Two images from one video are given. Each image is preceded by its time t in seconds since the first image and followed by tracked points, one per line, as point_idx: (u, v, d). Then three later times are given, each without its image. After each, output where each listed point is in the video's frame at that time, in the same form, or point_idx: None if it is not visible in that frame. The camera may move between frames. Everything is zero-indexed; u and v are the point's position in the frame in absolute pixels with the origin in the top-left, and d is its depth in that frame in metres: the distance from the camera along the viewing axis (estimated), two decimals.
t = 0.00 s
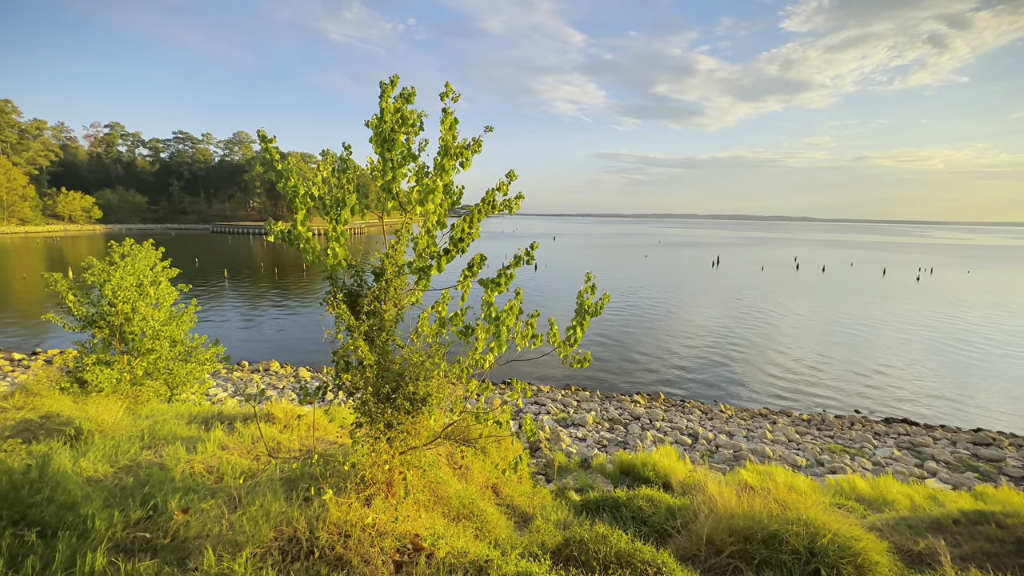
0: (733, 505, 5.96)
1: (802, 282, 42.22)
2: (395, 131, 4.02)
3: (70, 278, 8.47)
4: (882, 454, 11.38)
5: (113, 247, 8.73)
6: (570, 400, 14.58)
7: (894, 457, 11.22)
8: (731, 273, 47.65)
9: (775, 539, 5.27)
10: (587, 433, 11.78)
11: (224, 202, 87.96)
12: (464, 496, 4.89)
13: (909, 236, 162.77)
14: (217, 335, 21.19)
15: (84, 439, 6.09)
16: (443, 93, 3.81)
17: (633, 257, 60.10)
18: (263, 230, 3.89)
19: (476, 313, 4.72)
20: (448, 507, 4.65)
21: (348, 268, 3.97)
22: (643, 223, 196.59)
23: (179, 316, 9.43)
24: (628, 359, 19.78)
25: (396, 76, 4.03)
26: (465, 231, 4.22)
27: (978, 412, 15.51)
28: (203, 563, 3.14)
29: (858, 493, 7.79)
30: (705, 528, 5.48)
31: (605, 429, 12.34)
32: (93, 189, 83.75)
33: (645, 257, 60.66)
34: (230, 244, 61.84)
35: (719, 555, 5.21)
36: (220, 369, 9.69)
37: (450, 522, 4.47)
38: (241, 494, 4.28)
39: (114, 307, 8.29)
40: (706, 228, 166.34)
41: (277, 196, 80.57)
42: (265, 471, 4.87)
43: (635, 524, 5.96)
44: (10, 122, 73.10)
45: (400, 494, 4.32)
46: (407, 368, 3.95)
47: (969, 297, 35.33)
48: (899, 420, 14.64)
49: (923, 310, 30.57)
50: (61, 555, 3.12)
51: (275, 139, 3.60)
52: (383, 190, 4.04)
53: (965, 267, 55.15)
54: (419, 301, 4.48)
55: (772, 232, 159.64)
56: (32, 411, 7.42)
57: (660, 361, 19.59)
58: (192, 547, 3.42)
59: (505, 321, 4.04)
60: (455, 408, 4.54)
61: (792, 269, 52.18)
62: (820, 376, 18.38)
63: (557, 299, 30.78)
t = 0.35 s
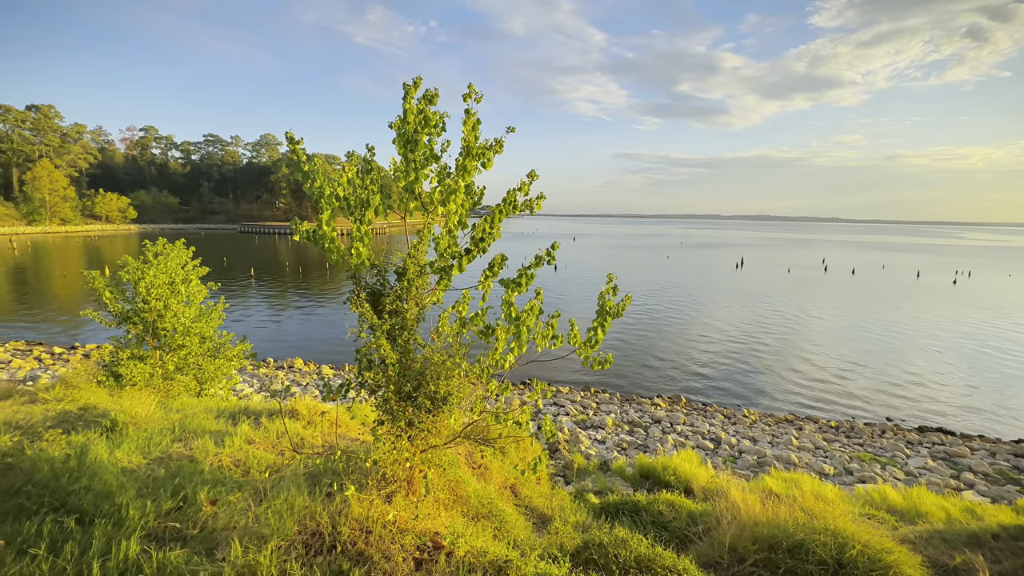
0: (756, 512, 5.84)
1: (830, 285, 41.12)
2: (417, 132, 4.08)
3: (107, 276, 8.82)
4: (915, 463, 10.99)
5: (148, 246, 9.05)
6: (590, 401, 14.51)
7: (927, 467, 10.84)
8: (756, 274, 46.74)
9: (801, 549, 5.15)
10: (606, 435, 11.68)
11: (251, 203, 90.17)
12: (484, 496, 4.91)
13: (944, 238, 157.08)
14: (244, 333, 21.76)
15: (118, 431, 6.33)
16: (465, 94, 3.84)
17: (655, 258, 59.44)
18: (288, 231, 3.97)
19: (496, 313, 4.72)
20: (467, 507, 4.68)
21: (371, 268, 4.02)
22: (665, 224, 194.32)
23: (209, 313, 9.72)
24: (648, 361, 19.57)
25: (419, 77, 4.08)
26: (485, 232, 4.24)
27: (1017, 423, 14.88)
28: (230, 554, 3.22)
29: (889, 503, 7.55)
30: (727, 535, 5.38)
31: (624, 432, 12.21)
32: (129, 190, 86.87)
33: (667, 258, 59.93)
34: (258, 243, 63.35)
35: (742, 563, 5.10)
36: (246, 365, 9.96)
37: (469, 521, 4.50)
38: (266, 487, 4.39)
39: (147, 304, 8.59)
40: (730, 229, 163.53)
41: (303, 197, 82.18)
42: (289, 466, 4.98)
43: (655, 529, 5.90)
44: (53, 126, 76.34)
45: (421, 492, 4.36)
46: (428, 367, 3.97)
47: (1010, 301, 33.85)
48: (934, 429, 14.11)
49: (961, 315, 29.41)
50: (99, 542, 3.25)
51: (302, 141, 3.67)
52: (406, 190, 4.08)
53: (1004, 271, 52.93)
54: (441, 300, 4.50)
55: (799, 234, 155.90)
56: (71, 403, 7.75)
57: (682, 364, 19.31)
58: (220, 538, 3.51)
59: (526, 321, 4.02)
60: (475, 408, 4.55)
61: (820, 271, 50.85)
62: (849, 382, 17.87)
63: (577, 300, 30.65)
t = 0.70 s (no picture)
0: (786, 521, 5.71)
1: (860, 288, 39.92)
2: (450, 134, 4.13)
3: (145, 274, 9.14)
4: (953, 474, 10.58)
5: (182, 245, 9.35)
6: (612, 403, 14.38)
7: (966, 478, 10.42)
8: (782, 277, 45.69)
9: (834, 560, 5.01)
10: (628, 439, 11.55)
11: (278, 203, 92.24)
12: (511, 497, 4.93)
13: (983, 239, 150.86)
14: (271, 330, 22.27)
15: (157, 424, 6.57)
16: (496, 97, 3.87)
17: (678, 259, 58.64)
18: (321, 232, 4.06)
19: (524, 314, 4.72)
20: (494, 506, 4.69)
21: (403, 268, 4.08)
22: (688, 225, 191.53)
23: (239, 311, 9.98)
24: (671, 365, 19.30)
25: (452, 80, 4.13)
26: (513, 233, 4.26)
27: None
28: (269, 547, 3.31)
29: (925, 515, 7.29)
30: (756, 542, 5.26)
31: (646, 435, 12.05)
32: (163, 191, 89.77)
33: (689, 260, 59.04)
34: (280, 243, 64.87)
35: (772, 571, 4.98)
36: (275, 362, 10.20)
37: (496, 521, 4.52)
38: (300, 482, 4.49)
39: (183, 301, 8.88)
40: (756, 230, 160.26)
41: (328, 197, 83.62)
42: (320, 462, 5.09)
43: (681, 534, 5.82)
44: (92, 130, 79.42)
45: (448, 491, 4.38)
46: (459, 366, 3.99)
47: None
48: (973, 439, 13.56)
49: (1001, 320, 28.21)
50: (145, 530, 3.39)
51: (338, 144, 3.74)
52: (436, 191, 4.12)
53: None
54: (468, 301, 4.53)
55: (828, 235, 151.78)
56: (111, 397, 8.04)
57: (706, 368, 19.01)
58: (258, 530, 3.61)
59: (556, 322, 4.00)
60: (503, 408, 4.56)
61: (850, 274, 49.40)
62: (881, 389, 17.31)
63: (598, 301, 30.45)
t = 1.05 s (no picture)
0: (827, 531, 5.54)
1: (899, 291, 38.42)
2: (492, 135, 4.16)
3: (187, 272, 9.50)
4: (1004, 489, 10.06)
5: (221, 244, 9.68)
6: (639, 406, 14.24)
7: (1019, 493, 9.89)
8: (815, 279, 44.35)
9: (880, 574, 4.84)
10: (656, 443, 11.37)
11: (307, 204, 94.41)
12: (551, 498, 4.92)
13: None
14: (301, 328, 22.81)
15: (202, 416, 6.83)
16: (540, 99, 3.88)
17: (705, 261, 57.49)
18: (366, 232, 4.15)
19: (562, 316, 4.72)
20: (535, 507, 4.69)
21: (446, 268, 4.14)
22: (717, 225, 188.00)
23: (274, 309, 10.27)
24: (700, 368, 18.94)
25: (495, 81, 4.16)
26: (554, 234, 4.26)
27: None
28: (319, 539, 3.41)
29: (974, 531, 6.96)
30: (796, 553, 5.12)
31: (675, 439, 11.84)
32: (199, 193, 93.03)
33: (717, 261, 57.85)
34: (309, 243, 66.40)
35: None
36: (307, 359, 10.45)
37: (532, 521, 4.53)
38: (343, 477, 4.59)
39: (223, 299, 9.19)
40: (788, 231, 155.98)
41: (354, 198, 85.26)
42: (360, 458, 5.19)
43: (715, 542, 5.70)
44: (134, 134, 82.86)
45: (489, 490, 4.41)
46: (502, 366, 4.01)
47: None
48: None
49: None
50: (202, 519, 3.55)
51: (386, 145, 3.81)
52: (479, 192, 4.16)
53: None
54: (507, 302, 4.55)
55: (864, 236, 146.65)
56: (157, 390, 8.39)
57: (737, 372, 18.58)
58: (307, 522, 3.72)
59: (600, 324, 3.96)
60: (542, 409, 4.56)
61: (887, 276, 47.60)
62: (923, 398, 16.62)
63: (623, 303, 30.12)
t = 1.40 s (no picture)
0: (878, 547, 5.27)
1: (951, 296, 36.36)
2: (537, 136, 4.18)
3: (233, 269, 9.91)
4: None
5: (265, 244, 10.05)
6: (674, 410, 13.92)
7: None
8: (859, 282, 42.45)
9: None
10: (690, 449, 11.11)
11: (342, 205, 96.76)
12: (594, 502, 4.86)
13: None
14: (336, 325, 23.38)
15: (249, 409, 7.10)
16: (587, 98, 3.85)
17: (741, 262, 55.85)
18: (412, 232, 4.25)
19: (605, 317, 4.65)
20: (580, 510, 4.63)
21: (490, 268, 4.18)
22: (754, 226, 182.53)
23: (314, 306, 10.58)
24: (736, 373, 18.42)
25: (541, 81, 4.17)
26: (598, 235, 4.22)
27: None
28: (369, 533, 3.50)
29: None
30: (846, 567, 4.89)
31: (710, 446, 11.55)
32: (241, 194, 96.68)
33: (754, 263, 56.09)
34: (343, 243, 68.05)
35: None
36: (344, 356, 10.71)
37: (575, 523, 4.49)
38: (387, 472, 4.68)
39: (265, 297, 9.54)
40: (831, 232, 149.90)
41: (386, 199, 86.92)
42: (402, 455, 5.27)
43: (757, 553, 5.51)
44: (181, 137, 86.82)
45: (533, 491, 4.40)
46: (547, 366, 3.99)
47: None
48: None
49: None
50: (257, 508, 3.70)
51: (434, 146, 3.88)
52: (523, 192, 4.17)
53: None
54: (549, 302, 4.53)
55: (914, 238, 139.47)
56: (205, 383, 8.76)
57: (776, 378, 17.98)
58: (355, 514, 3.82)
59: (647, 326, 3.84)
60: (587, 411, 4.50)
61: (938, 280, 45.13)
62: (980, 410, 15.67)
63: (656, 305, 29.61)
